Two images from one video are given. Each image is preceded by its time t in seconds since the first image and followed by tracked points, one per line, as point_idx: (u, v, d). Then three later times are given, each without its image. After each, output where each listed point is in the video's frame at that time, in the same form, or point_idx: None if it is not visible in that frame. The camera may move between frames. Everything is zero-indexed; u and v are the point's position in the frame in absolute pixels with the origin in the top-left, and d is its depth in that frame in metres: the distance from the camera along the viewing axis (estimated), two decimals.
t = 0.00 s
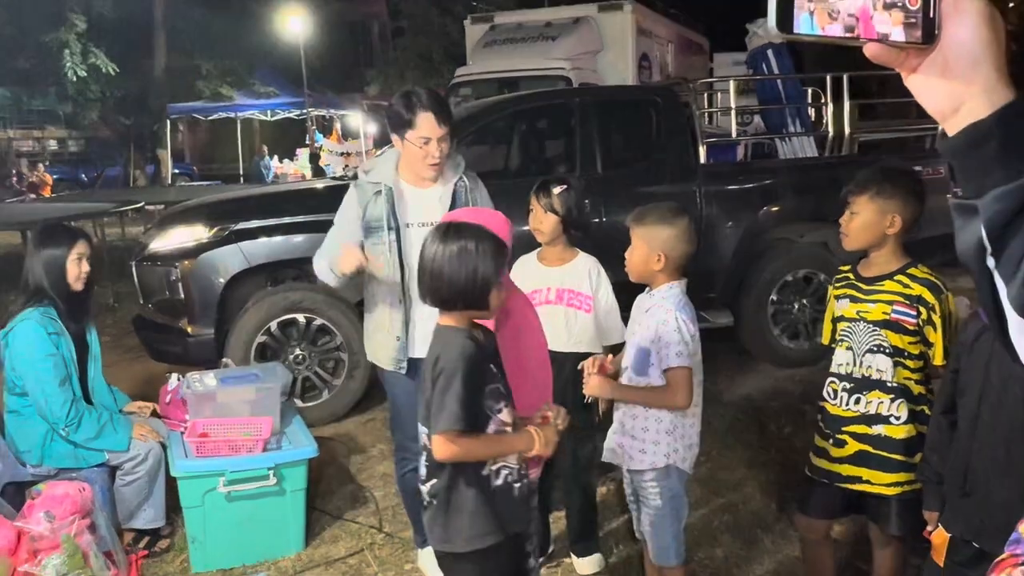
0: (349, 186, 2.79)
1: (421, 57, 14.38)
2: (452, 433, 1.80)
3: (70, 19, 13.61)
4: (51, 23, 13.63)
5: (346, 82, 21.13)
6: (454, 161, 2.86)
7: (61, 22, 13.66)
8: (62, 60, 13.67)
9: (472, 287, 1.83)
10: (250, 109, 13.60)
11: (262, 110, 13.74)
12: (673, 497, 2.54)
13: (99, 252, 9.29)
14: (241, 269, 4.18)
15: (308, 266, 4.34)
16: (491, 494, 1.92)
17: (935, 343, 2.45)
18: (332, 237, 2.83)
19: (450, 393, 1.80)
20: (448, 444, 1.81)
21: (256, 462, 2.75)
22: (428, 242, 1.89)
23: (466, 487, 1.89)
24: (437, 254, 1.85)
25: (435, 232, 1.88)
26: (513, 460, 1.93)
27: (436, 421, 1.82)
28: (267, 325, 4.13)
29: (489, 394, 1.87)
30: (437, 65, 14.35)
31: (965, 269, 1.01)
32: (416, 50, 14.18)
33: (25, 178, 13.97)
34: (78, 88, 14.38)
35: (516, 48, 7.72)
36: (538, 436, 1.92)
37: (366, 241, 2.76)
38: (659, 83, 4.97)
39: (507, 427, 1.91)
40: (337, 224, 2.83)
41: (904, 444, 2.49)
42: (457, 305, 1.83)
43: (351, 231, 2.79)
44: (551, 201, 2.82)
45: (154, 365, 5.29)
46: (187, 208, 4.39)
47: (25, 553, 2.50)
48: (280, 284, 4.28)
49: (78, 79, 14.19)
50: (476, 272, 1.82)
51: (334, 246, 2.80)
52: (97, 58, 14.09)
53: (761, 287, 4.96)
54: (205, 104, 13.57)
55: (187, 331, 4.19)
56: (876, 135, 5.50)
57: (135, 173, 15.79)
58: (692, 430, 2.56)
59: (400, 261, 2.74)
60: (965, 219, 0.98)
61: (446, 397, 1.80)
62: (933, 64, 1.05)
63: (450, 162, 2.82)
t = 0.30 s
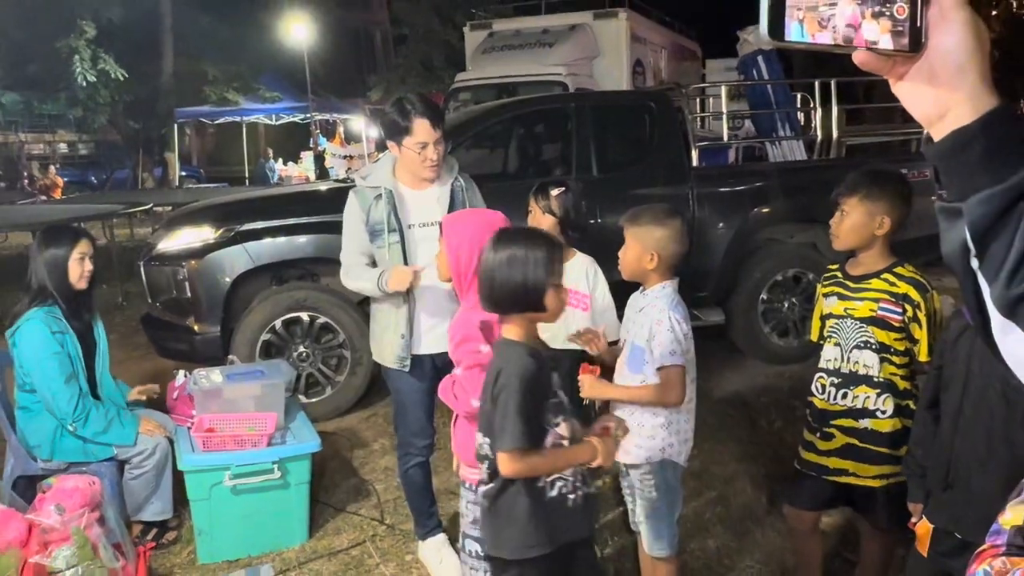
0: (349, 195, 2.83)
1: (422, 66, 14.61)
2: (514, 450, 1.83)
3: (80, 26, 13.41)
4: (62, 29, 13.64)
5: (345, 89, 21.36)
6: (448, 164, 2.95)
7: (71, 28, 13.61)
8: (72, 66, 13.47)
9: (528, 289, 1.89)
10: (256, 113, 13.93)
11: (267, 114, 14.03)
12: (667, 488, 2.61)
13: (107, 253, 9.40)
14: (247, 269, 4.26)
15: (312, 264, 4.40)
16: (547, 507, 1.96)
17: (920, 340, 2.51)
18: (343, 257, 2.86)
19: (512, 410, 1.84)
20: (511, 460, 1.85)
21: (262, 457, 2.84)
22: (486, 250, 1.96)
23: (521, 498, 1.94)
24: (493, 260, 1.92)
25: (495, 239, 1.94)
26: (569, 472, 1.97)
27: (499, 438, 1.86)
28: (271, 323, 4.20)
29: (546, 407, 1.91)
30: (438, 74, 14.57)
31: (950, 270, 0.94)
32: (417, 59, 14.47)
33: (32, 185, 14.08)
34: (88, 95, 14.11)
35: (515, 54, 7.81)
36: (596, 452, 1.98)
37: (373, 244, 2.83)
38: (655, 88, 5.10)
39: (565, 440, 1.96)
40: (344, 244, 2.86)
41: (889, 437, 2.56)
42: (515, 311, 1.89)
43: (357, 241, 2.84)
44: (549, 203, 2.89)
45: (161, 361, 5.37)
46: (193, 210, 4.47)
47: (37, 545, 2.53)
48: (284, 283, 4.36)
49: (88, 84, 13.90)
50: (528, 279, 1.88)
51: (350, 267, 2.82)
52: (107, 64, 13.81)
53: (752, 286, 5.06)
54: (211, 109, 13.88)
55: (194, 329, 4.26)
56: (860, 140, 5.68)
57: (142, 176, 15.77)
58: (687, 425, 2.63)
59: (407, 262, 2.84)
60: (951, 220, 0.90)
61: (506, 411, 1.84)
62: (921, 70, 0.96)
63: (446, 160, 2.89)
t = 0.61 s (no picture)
0: (356, 196, 2.92)
1: (424, 72, 14.90)
2: (554, 437, 2.04)
3: (94, 32, 13.27)
4: (78, 38, 13.77)
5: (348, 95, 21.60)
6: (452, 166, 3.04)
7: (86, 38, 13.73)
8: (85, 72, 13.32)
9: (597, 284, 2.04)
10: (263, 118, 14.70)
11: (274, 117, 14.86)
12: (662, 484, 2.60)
13: (118, 255, 9.54)
14: (256, 269, 4.35)
15: (319, 264, 4.49)
16: (595, 500, 2.10)
17: (910, 338, 2.59)
18: (350, 256, 2.96)
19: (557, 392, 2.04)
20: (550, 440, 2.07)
21: (271, 451, 2.92)
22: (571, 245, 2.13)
23: (572, 484, 2.12)
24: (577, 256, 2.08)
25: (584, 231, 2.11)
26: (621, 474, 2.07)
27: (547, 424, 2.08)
28: (279, 321, 4.29)
29: (595, 408, 2.06)
30: (441, 80, 14.84)
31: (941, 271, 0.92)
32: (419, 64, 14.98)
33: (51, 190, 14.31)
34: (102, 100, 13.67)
35: (515, 61, 7.89)
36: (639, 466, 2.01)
37: (380, 244, 2.93)
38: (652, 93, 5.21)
39: (616, 442, 2.07)
40: (350, 243, 2.97)
41: (878, 432, 2.65)
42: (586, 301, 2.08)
43: (364, 241, 2.94)
44: (553, 205, 2.99)
45: (171, 358, 5.47)
46: (204, 211, 4.56)
47: (52, 536, 2.59)
48: (291, 283, 4.45)
49: (100, 90, 13.62)
50: (595, 272, 2.03)
51: (356, 266, 2.93)
52: (120, 70, 13.54)
53: (744, 287, 5.14)
54: (221, 113, 14.65)
55: (205, 327, 4.35)
56: (850, 143, 5.75)
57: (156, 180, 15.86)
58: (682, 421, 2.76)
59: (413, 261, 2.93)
60: (942, 221, 0.88)
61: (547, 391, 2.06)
62: (915, 76, 0.95)
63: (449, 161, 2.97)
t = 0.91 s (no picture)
0: (359, 197, 2.97)
1: (425, 74, 14.98)
2: (596, 435, 2.08)
3: (100, 35, 13.54)
4: (83, 39, 13.83)
5: (348, 95, 21.66)
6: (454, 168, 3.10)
7: (92, 40, 13.82)
8: (93, 74, 13.76)
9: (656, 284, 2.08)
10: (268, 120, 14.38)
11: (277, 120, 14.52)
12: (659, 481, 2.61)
13: (124, 255, 9.61)
14: (261, 269, 4.40)
15: (322, 263, 4.54)
16: (634, 496, 2.15)
17: (904, 337, 2.64)
18: (354, 256, 3.01)
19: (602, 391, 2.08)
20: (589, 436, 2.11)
21: (276, 448, 2.97)
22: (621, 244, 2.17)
23: (612, 480, 2.18)
24: (627, 254, 2.12)
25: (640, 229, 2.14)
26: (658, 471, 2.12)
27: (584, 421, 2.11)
28: (284, 320, 4.34)
29: (636, 406, 2.11)
30: (441, 82, 14.93)
31: (938, 271, 0.93)
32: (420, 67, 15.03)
33: (56, 189, 14.38)
34: (107, 100, 14.24)
35: (514, 64, 7.93)
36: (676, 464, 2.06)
37: (382, 244, 2.98)
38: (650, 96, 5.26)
39: (654, 441, 2.12)
40: (355, 243, 3.02)
41: (874, 429, 2.68)
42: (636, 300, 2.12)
43: (367, 241, 3.00)
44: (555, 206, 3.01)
45: (177, 357, 5.53)
46: (209, 211, 4.60)
47: (61, 531, 2.64)
48: (295, 282, 4.50)
49: (109, 92, 14.15)
50: (653, 272, 2.06)
51: (360, 266, 2.98)
52: (127, 72, 14.01)
53: (741, 286, 5.20)
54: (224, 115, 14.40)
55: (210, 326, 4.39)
56: (844, 147, 5.82)
57: (160, 179, 15.92)
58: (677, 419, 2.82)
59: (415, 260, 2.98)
60: (940, 222, 0.90)
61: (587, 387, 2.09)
62: (913, 80, 0.96)
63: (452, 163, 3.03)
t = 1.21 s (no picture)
0: (362, 197, 3.01)
1: (427, 76, 15.07)
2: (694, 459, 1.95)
3: (105, 37, 13.62)
4: (89, 40, 13.82)
5: (349, 96, 21.73)
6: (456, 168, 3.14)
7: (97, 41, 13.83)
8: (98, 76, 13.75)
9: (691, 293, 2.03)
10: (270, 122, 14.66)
11: (280, 122, 14.69)
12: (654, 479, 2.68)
13: (129, 254, 9.66)
14: (264, 268, 4.44)
15: (325, 263, 4.58)
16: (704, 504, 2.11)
17: (899, 337, 2.67)
18: (354, 255, 3.04)
19: (691, 414, 1.96)
20: (689, 471, 1.96)
21: (278, 445, 3.02)
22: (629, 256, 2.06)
23: (687, 501, 2.08)
24: (654, 266, 2.01)
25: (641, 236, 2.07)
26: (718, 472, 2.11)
27: (671, 450, 1.97)
28: (286, 319, 4.38)
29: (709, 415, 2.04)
30: (443, 83, 15.02)
31: (933, 272, 0.93)
32: (423, 70, 15.09)
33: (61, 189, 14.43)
34: (113, 101, 14.44)
35: (515, 66, 7.98)
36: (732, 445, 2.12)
37: (384, 244, 3.02)
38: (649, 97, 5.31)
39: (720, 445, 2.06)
40: (355, 243, 3.05)
41: (870, 428, 2.72)
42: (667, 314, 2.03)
43: (369, 240, 3.02)
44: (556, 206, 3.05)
45: (180, 354, 5.57)
46: (213, 211, 4.64)
47: (67, 526, 2.68)
48: (298, 281, 4.54)
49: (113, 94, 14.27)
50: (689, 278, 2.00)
51: (361, 265, 3.00)
52: (132, 75, 14.11)
53: (738, 285, 5.24)
54: (228, 116, 14.44)
55: (214, 324, 4.43)
56: (840, 147, 5.88)
57: (164, 179, 15.97)
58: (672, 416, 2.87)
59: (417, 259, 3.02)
60: (935, 222, 0.91)
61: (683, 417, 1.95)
62: (909, 82, 1.00)
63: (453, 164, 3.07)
